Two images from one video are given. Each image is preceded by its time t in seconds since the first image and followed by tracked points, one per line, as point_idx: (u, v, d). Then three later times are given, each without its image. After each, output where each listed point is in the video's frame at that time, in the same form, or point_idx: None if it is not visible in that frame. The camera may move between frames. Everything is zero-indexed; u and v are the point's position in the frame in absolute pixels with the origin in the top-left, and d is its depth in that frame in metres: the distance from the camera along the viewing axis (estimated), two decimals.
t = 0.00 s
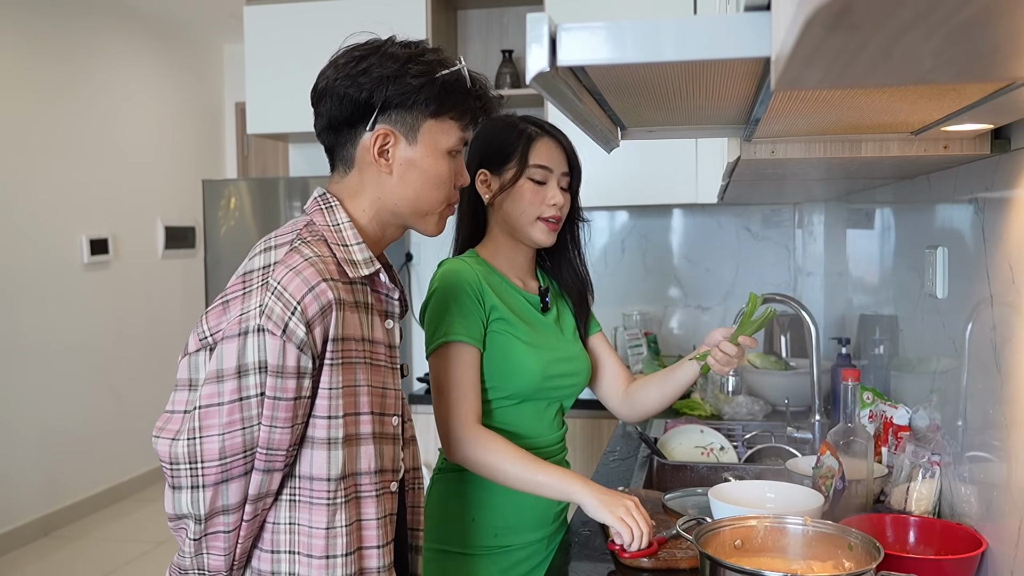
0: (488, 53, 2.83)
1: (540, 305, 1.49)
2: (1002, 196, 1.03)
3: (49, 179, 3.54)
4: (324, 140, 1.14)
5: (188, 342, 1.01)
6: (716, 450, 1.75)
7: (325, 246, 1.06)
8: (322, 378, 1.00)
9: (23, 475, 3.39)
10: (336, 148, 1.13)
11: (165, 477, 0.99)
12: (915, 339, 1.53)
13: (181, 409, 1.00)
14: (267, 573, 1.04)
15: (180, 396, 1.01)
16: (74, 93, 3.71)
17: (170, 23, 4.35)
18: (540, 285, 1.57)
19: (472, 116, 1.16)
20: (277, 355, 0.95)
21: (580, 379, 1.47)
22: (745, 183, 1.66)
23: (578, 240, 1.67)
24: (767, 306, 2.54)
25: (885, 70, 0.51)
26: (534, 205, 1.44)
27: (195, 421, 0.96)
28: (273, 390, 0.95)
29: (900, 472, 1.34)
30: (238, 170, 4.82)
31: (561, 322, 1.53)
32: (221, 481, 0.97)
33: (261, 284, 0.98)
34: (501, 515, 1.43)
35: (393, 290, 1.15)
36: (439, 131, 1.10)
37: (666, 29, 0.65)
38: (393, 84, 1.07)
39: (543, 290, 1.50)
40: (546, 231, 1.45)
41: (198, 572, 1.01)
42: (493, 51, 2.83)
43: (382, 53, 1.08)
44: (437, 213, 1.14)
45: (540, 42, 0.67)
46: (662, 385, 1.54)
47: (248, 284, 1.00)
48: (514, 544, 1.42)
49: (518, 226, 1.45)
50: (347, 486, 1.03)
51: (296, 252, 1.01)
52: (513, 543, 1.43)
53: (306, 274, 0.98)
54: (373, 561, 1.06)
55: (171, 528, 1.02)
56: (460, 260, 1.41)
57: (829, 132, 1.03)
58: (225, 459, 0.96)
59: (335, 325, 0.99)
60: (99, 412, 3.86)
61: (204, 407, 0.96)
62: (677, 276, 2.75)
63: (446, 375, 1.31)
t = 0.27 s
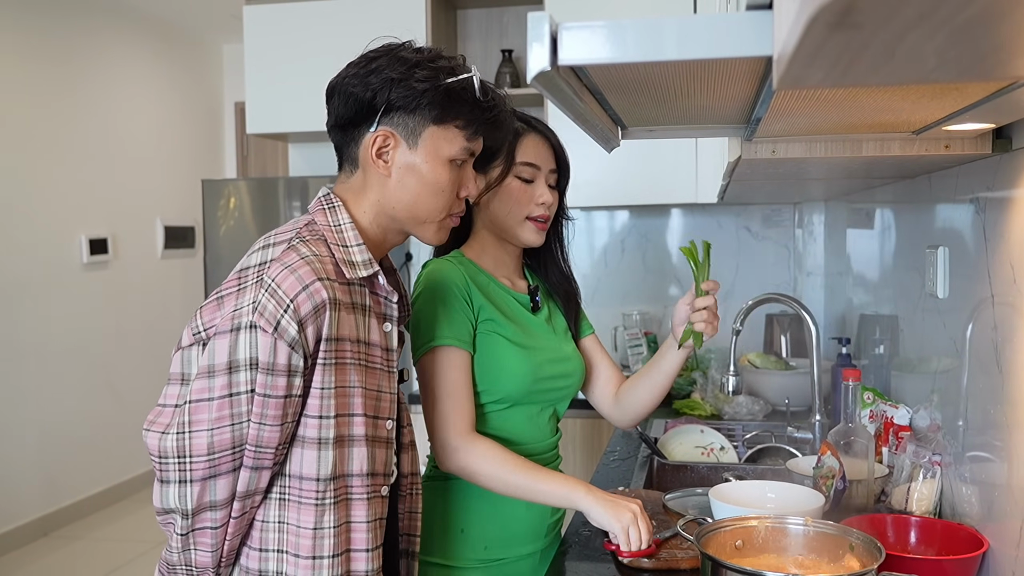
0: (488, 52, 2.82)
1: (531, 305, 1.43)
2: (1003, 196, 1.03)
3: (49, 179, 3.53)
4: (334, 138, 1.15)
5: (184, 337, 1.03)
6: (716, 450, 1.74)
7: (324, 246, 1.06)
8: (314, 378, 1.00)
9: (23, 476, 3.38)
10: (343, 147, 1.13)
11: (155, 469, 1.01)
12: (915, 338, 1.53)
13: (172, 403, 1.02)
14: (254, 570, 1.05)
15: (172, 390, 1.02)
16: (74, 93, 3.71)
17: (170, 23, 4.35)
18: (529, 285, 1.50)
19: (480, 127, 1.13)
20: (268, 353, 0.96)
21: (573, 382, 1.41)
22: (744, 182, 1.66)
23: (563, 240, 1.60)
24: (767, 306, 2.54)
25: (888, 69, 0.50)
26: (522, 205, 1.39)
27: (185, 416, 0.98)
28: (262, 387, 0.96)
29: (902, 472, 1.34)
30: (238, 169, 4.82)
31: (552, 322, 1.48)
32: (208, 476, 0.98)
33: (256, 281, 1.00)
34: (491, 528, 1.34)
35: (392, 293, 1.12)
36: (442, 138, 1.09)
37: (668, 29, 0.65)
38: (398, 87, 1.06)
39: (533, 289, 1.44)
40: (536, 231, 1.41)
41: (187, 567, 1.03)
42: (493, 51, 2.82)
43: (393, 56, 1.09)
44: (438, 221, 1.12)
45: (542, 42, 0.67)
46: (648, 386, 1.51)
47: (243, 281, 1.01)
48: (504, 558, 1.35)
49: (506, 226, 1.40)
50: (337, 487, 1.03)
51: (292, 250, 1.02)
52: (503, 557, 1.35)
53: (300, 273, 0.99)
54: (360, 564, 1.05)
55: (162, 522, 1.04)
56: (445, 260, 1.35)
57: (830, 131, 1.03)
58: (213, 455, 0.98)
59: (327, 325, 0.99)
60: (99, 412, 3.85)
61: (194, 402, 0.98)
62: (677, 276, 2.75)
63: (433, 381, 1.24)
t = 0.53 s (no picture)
0: (488, 52, 2.82)
1: (527, 312, 1.39)
2: (1006, 196, 1.03)
3: (49, 177, 3.53)
4: (333, 139, 1.15)
5: (181, 335, 1.03)
6: (717, 450, 1.74)
7: (323, 246, 1.06)
8: (312, 378, 1.00)
9: (21, 475, 3.38)
10: (342, 148, 1.13)
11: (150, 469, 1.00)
12: (916, 339, 1.52)
13: (168, 402, 1.01)
14: (248, 572, 1.05)
15: (168, 389, 1.02)
16: (73, 91, 3.70)
17: (170, 21, 4.35)
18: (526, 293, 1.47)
19: (483, 125, 1.13)
20: (265, 352, 0.95)
21: (569, 397, 1.36)
22: (745, 182, 1.66)
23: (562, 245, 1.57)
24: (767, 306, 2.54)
25: (893, 68, 0.50)
26: (524, 204, 1.35)
27: (182, 415, 0.98)
28: (260, 388, 0.96)
29: (903, 473, 1.34)
30: (237, 168, 4.81)
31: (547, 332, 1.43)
32: (204, 477, 0.98)
33: (254, 280, 0.99)
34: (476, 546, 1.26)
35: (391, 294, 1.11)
36: (444, 138, 1.09)
37: (671, 28, 0.64)
38: (399, 87, 1.06)
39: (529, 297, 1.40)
40: (540, 231, 1.36)
41: (180, 568, 1.02)
42: (493, 50, 2.82)
43: (392, 56, 1.09)
44: (440, 220, 1.12)
45: (544, 39, 0.66)
46: (636, 398, 1.47)
47: (241, 280, 1.01)
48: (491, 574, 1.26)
49: (508, 227, 1.35)
50: (332, 490, 1.03)
51: (292, 250, 1.02)
52: None
53: (300, 273, 0.98)
54: (356, 566, 1.06)
55: (155, 521, 1.03)
56: (439, 261, 1.31)
57: (831, 131, 1.03)
58: (209, 455, 0.97)
59: (326, 325, 0.99)
60: (98, 411, 3.85)
61: (191, 402, 0.97)
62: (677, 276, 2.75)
63: (416, 386, 1.22)
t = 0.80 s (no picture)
0: (488, 51, 2.82)
1: (528, 313, 1.38)
2: (1008, 195, 1.02)
3: (48, 176, 3.52)
4: (320, 131, 1.15)
5: (168, 329, 1.02)
6: (718, 450, 1.72)
7: (313, 238, 1.05)
8: (302, 372, 1.00)
9: (21, 473, 3.38)
10: (330, 141, 1.13)
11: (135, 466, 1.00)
12: (916, 338, 1.52)
13: (154, 398, 1.01)
14: (236, 571, 1.05)
15: (155, 385, 1.01)
16: (74, 89, 3.70)
17: (170, 20, 4.34)
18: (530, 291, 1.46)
19: (471, 114, 1.13)
20: (254, 345, 0.95)
21: (572, 401, 1.36)
22: (746, 181, 1.66)
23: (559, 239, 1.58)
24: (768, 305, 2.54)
25: (897, 63, 0.50)
26: (528, 193, 1.34)
27: (168, 410, 0.97)
28: (248, 381, 0.95)
29: (903, 472, 1.34)
30: (237, 167, 4.81)
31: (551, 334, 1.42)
32: (190, 474, 0.97)
33: (243, 272, 0.99)
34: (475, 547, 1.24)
35: (383, 287, 1.11)
36: (433, 128, 1.09)
37: (673, 24, 0.64)
38: (384, 76, 1.06)
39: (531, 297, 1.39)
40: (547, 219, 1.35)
41: (167, 567, 1.02)
42: (494, 48, 2.82)
43: (378, 44, 1.09)
44: (431, 212, 1.11)
45: (545, 36, 0.66)
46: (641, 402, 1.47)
47: (229, 272, 1.01)
48: None
49: (511, 218, 1.34)
50: (325, 487, 1.03)
51: (281, 242, 1.01)
52: None
53: (289, 264, 0.98)
54: (350, 565, 1.06)
55: (141, 521, 1.03)
56: (438, 262, 1.29)
57: (833, 129, 1.02)
58: (196, 450, 0.97)
59: (316, 318, 0.99)
60: (97, 410, 3.85)
61: (177, 396, 0.97)
62: (677, 275, 2.75)
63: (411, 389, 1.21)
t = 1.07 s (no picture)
0: (488, 48, 2.81)
1: (539, 308, 1.38)
2: (1010, 193, 1.02)
3: (48, 172, 3.52)
4: (284, 116, 1.06)
5: (131, 338, 0.93)
6: (717, 448, 1.72)
7: (289, 233, 0.98)
8: (280, 381, 0.92)
9: (19, 471, 3.37)
10: (297, 124, 1.05)
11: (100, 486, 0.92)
12: (917, 337, 1.52)
13: (119, 412, 0.93)
14: None
15: (120, 398, 0.93)
16: (75, 86, 3.70)
17: (169, 17, 4.33)
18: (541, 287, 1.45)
19: (446, 78, 1.07)
20: (227, 354, 0.87)
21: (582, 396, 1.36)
22: (747, 178, 1.65)
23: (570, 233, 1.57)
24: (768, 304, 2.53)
25: (903, 56, 0.49)
26: (536, 189, 1.32)
27: (133, 426, 0.89)
28: (221, 394, 0.88)
29: (904, 471, 1.33)
30: (237, 165, 4.80)
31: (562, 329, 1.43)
32: (160, 495, 0.89)
33: (213, 273, 0.91)
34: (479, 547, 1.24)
35: (365, 283, 1.06)
36: (408, 98, 1.02)
37: (676, 18, 0.64)
38: (352, 45, 0.98)
39: (542, 291, 1.39)
40: (555, 216, 1.33)
41: None
42: (494, 46, 2.81)
43: (337, 12, 1.00)
44: (415, 189, 1.04)
45: (547, 30, 0.66)
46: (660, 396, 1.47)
47: (198, 273, 0.92)
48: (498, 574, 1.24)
49: (520, 213, 1.33)
50: (307, 501, 0.96)
51: (254, 239, 0.93)
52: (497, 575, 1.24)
53: (264, 264, 0.90)
54: None
55: (106, 543, 0.95)
56: (446, 262, 1.28)
57: (834, 126, 1.02)
58: (165, 470, 0.89)
59: (295, 322, 0.91)
60: (95, 407, 3.84)
61: (143, 411, 0.88)
62: (678, 273, 2.74)
63: (423, 392, 1.21)
